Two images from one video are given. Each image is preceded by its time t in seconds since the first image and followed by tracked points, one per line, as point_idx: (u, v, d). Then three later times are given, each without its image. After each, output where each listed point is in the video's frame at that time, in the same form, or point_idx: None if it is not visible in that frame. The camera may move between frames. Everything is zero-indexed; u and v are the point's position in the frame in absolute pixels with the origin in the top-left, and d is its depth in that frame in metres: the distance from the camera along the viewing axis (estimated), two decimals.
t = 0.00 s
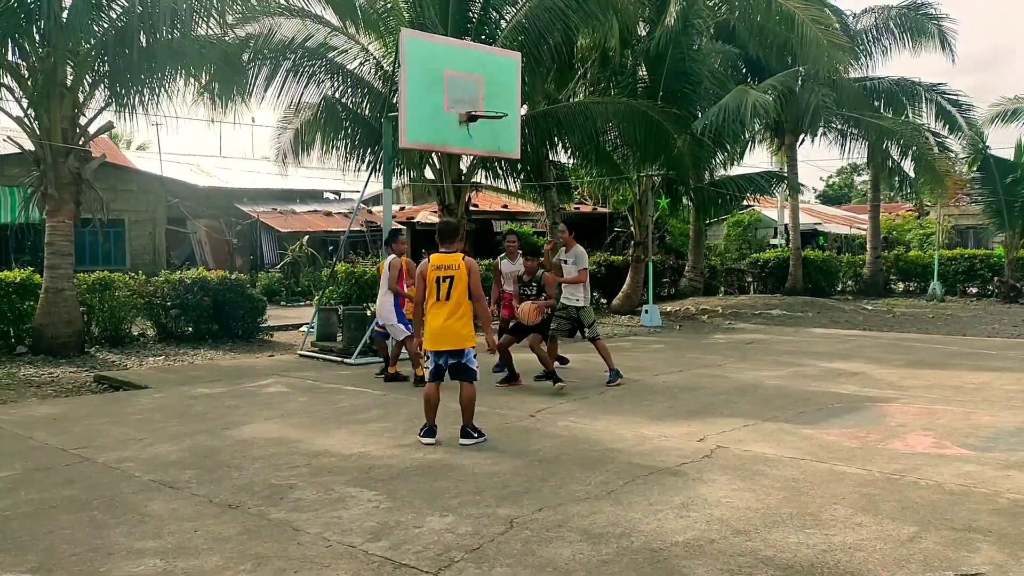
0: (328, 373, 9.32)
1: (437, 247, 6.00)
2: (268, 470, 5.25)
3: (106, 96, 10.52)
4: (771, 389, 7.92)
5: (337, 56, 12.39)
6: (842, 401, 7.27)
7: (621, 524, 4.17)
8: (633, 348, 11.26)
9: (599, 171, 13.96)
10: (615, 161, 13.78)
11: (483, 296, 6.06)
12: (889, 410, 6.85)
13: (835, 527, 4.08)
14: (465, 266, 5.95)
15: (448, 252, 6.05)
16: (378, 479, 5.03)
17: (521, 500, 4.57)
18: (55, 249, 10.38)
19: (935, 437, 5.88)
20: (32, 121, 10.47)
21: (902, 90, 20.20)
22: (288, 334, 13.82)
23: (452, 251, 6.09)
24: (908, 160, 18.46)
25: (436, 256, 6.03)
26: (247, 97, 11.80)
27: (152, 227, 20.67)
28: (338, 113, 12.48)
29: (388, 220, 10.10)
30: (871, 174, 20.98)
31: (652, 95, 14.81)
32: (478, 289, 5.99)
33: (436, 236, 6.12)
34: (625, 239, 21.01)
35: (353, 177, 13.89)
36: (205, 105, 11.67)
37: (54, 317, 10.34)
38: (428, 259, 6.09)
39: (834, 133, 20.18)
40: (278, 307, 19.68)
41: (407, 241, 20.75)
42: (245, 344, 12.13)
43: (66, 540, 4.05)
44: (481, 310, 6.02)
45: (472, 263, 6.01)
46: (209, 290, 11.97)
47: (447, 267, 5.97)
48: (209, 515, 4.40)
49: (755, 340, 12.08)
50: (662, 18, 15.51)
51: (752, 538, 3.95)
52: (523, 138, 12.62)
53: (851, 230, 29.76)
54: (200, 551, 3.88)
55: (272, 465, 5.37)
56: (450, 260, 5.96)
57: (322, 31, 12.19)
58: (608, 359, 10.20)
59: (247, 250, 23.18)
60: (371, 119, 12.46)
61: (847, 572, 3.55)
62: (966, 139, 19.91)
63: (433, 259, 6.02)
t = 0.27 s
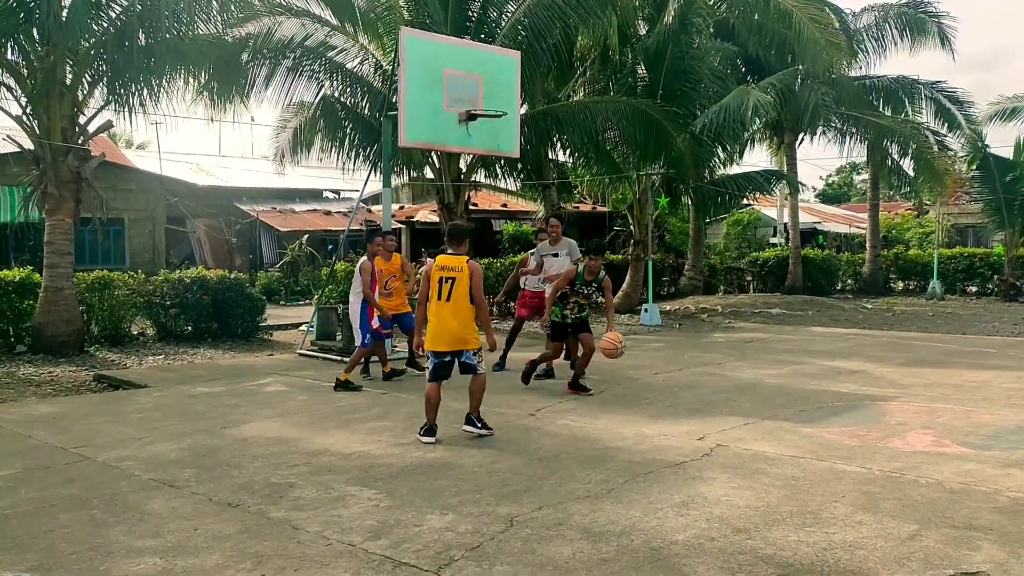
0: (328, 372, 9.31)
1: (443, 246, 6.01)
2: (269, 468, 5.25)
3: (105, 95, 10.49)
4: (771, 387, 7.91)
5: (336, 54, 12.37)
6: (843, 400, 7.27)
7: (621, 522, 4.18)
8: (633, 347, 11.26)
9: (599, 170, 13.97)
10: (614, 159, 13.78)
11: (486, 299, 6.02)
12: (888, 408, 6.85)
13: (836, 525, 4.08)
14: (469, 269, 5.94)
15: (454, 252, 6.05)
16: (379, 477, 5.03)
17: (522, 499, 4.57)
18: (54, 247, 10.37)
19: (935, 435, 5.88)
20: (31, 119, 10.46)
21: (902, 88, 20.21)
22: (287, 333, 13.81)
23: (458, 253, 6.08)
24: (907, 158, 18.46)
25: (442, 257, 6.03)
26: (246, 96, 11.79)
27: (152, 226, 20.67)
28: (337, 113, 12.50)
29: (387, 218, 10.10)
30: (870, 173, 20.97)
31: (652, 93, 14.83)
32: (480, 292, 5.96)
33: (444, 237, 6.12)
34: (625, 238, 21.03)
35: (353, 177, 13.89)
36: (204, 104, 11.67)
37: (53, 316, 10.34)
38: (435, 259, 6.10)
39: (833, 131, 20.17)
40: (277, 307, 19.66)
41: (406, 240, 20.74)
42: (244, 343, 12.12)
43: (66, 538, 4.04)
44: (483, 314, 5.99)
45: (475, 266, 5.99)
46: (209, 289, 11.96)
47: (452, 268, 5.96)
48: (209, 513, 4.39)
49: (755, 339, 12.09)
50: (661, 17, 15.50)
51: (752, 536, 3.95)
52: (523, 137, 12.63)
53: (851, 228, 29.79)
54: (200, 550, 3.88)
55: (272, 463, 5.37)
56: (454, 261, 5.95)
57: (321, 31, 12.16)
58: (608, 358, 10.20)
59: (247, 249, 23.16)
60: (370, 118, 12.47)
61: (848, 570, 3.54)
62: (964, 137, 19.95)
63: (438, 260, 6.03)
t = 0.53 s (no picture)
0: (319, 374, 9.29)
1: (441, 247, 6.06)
2: (259, 471, 5.23)
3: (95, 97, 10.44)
4: (762, 388, 7.93)
5: (327, 57, 12.37)
6: (833, 401, 7.29)
7: (612, 523, 4.18)
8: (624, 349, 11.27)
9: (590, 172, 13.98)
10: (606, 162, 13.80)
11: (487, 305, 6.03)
12: (878, 409, 6.88)
13: (826, 526, 4.09)
14: (474, 274, 5.92)
15: (462, 255, 6.03)
16: (370, 480, 5.01)
17: (513, 500, 4.57)
18: (42, 250, 10.31)
19: (924, 436, 5.91)
20: (20, 121, 10.41)
21: (890, 91, 20.32)
22: (278, 335, 13.76)
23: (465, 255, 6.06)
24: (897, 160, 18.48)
25: (449, 257, 6.00)
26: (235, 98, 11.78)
27: (141, 228, 20.58)
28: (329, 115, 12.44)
29: (378, 220, 10.07)
30: (860, 175, 21.06)
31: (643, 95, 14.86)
32: (482, 298, 5.96)
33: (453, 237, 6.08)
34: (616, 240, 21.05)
35: (344, 178, 13.86)
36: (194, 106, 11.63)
37: (42, 318, 10.28)
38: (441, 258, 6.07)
39: (823, 133, 20.24)
40: (268, 309, 19.60)
41: (397, 242, 20.72)
42: (235, 345, 12.07)
43: (54, 542, 4.02)
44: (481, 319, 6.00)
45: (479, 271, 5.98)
46: (199, 291, 11.90)
47: (457, 270, 5.94)
48: (199, 516, 4.37)
49: (746, 340, 12.11)
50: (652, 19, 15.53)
51: (743, 537, 3.96)
52: (514, 140, 12.63)
53: (841, 230, 29.91)
54: (190, 553, 3.86)
55: (263, 466, 5.35)
56: (461, 265, 5.93)
57: (311, 33, 12.17)
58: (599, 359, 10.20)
59: (237, 251, 23.07)
60: (361, 120, 12.45)
61: (839, 570, 3.55)
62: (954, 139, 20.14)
63: (444, 260, 6.00)
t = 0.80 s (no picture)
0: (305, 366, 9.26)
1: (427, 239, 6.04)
2: (245, 462, 5.21)
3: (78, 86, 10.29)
4: (747, 381, 7.98)
5: (313, 47, 12.28)
6: (817, 393, 7.34)
7: (598, 514, 4.20)
8: (611, 341, 11.29)
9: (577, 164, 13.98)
10: (593, 154, 13.80)
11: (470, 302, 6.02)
12: (862, 401, 6.93)
13: (810, 517, 4.12)
14: (457, 270, 5.93)
15: (445, 253, 6.04)
16: (356, 471, 5.00)
17: (499, 492, 4.57)
18: (25, 240, 10.21)
19: (907, 428, 5.96)
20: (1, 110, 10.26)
21: (876, 85, 20.42)
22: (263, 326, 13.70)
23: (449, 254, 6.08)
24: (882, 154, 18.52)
25: (432, 253, 6.02)
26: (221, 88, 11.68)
27: (125, 218, 20.42)
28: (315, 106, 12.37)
29: (365, 212, 10.01)
30: (846, 169, 21.16)
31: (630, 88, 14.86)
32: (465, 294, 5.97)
33: (435, 236, 6.11)
34: (603, 232, 21.09)
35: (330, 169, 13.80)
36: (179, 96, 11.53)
37: (24, 309, 10.18)
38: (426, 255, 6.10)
39: (810, 127, 20.32)
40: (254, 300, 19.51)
41: (384, 233, 20.66)
42: (220, 337, 12.01)
43: (38, 534, 3.99)
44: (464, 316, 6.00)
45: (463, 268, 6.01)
46: (184, 282, 11.82)
47: (440, 266, 5.94)
48: (184, 508, 4.35)
49: (732, 333, 12.17)
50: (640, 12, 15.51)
51: (728, 528, 3.98)
52: (501, 131, 12.60)
53: (826, 224, 30.10)
54: (174, 545, 3.84)
55: (248, 458, 5.33)
56: (444, 261, 5.94)
57: (298, 22, 12.09)
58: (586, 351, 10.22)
59: (223, 242, 22.93)
60: (348, 111, 12.39)
61: (822, 561, 3.59)
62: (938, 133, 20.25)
63: (428, 256, 6.02)
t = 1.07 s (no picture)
0: (288, 352, 9.22)
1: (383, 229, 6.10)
2: (227, 449, 5.19)
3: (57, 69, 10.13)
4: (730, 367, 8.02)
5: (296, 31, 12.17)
6: (799, 379, 7.40)
7: (581, 500, 4.21)
8: (595, 328, 11.32)
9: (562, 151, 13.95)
10: (578, 141, 13.78)
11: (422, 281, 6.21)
12: (843, 387, 6.99)
13: (791, 501, 4.16)
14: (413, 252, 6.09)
15: (393, 237, 6.12)
16: (339, 458, 4.99)
17: (483, 478, 4.58)
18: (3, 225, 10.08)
19: (887, 413, 6.02)
20: None
21: (859, 73, 20.51)
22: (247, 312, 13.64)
23: (396, 238, 6.17)
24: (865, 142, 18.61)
25: (383, 240, 6.06)
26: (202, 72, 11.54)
27: (106, 203, 20.21)
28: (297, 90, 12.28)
29: (348, 198, 9.92)
30: (829, 157, 21.27)
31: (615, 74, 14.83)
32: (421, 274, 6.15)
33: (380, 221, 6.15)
34: (588, 219, 21.12)
35: (313, 155, 13.70)
36: (160, 80, 11.38)
37: (4, 295, 10.06)
38: (374, 241, 6.11)
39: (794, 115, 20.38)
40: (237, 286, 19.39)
41: (368, 220, 20.58)
42: (203, 323, 11.92)
43: (17, 521, 3.95)
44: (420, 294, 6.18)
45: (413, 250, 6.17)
46: (165, 268, 11.70)
47: (395, 250, 6.04)
48: (165, 495, 4.33)
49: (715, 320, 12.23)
50: None
51: (710, 513, 4.01)
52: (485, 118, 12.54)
53: (809, 211, 30.30)
54: (155, 531, 3.82)
55: (231, 444, 5.31)
56: (399, 244, 6.04)
57: (280, 6, 11.97)
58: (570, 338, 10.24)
59: (205, 228, 22.74)
60: (332, 96, 12.30)
61: (803, 545, 3.62)
62: (919, 120, 20.21)
63: (379, 242, 6.06)
